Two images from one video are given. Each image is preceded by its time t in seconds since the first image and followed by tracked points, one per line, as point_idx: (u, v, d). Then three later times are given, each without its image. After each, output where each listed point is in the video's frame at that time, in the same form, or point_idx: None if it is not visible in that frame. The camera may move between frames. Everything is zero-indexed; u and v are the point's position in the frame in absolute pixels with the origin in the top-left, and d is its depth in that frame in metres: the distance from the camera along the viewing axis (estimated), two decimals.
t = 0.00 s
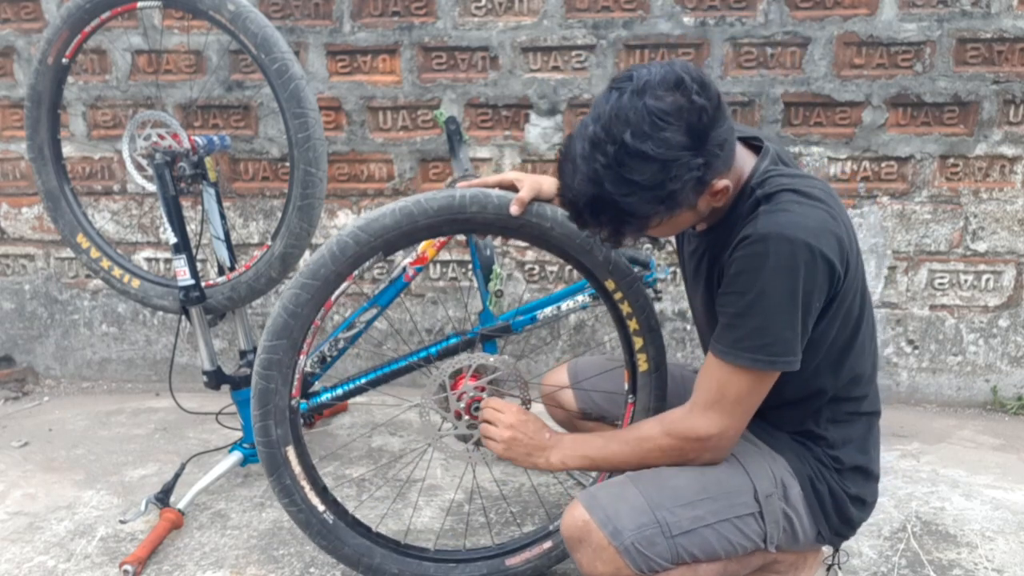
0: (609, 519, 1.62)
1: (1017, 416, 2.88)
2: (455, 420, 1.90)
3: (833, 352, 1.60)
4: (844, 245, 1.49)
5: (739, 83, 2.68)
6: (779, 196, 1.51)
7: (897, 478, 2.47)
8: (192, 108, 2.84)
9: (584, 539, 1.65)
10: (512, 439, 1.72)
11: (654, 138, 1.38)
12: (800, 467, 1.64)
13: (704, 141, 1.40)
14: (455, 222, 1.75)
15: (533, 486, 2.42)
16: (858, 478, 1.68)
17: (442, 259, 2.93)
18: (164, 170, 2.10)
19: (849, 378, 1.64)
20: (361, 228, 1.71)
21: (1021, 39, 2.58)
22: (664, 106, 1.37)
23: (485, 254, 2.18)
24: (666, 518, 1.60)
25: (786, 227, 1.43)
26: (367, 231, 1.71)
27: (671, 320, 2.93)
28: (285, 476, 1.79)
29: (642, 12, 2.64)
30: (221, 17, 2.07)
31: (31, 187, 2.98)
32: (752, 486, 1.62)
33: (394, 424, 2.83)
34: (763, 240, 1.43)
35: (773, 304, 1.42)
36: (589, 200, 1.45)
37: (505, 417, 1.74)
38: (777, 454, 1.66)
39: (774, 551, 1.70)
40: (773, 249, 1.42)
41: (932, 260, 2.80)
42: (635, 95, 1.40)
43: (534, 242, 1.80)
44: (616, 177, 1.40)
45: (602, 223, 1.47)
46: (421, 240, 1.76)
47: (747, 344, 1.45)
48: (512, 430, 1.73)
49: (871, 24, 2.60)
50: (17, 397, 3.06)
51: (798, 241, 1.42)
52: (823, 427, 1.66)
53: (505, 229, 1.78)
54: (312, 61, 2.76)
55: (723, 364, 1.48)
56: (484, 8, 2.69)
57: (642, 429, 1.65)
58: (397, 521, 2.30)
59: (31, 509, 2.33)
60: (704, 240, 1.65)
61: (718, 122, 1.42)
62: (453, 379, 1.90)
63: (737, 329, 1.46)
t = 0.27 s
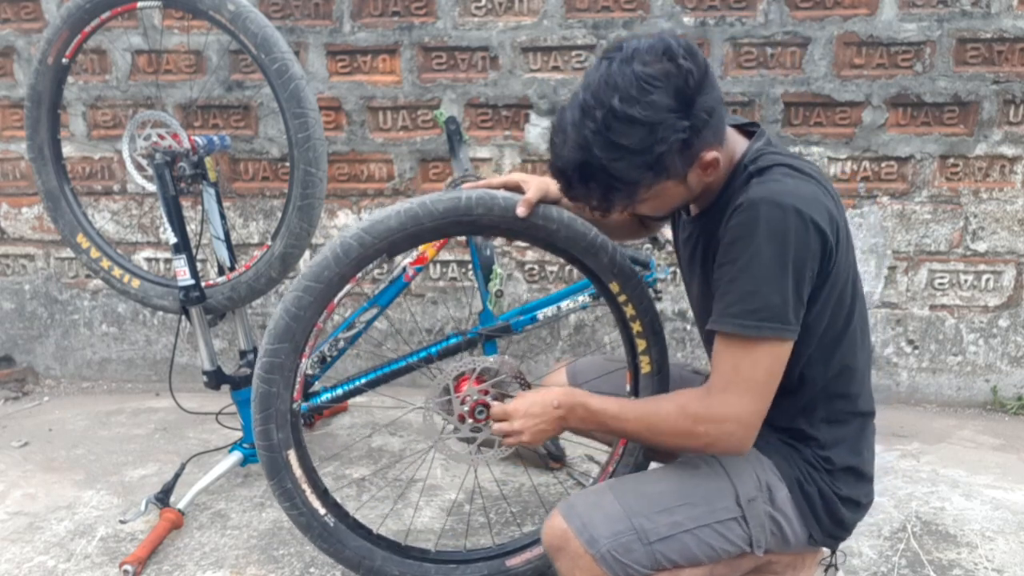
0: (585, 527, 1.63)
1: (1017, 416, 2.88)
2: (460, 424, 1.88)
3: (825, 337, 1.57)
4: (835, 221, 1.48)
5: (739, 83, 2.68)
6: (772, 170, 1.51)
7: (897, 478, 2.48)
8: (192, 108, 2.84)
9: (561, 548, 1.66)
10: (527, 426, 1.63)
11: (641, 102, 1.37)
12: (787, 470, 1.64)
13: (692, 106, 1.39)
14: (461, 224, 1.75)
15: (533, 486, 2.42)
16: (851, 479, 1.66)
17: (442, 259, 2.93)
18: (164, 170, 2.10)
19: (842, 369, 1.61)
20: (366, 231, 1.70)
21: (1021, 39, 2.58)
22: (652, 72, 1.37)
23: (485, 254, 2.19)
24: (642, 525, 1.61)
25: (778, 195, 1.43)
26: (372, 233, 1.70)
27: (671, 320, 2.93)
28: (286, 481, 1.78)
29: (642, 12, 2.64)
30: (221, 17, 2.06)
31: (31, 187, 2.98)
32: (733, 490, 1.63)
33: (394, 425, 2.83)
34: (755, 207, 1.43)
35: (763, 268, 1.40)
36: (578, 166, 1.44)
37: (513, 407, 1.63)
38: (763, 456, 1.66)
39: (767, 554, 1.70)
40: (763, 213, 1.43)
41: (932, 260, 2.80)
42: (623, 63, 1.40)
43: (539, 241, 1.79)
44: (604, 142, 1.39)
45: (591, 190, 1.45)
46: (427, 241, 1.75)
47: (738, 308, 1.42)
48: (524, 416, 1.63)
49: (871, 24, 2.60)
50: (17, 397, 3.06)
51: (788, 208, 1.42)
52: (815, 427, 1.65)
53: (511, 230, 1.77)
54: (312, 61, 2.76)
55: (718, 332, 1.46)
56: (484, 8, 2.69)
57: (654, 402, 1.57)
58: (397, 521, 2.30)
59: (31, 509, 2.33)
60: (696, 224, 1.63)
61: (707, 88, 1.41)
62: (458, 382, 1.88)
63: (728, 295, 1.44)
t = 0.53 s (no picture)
0: (539, 525, 1.64)
1: (1017, 416, 2.88)
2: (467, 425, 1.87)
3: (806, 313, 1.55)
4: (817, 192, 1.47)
5: (739, 83, 2.68)
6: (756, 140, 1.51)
7: (898, 478, 2.47)
8: (192, 108, 2.84)
9: (522, 546, 1.67)
10: (534, 423, 1.62)
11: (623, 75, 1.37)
12: (756, 462, 1.64)
13: (672, 76, 1.39)
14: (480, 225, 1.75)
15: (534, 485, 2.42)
16: (828, 471, 1.65)
17: (442, 259, 2.92)
18: (164, 170, 2.10)
19: (824, 349, 1.58)
20: (384, 227, 1.71)
21: (1021, 39, 2.58)
22: (631, 44, 1.37)
23: (485, 254, 2.19)
24: (594, 519, 1.62)
25: (760, 157, 1.44)
26: (391, 230, 1.70)
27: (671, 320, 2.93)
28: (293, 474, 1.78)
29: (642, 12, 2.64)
30: (221, 17, 2.07)
31: (31, 187, 2.98)
32: (693, 483, 1.65)
33: (394, 425, 2.83)
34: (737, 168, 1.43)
35: (743, 225, 1.39)
36: (564, 144, 1.44)
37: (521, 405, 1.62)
38: (733, 449, 1.67)
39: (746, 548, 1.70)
40: (744, 174, 1.42)
41: (932, 260, 2.80)
42: (602, 40, 1.40)
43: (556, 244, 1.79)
44: (589, 118, 1.39)
45: (579, 167, 1.45)
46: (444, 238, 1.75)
47: (719, 267, 1.40)
48: (529, 411, 1.62)
49: (871, 24, 2.60)
50: (17, 397, 3.06)
51: (769, 168, 1.42)
52: (793, 415, 1.63)
53: (529, 233, 1.78)
54: (312, 61, 2.76)
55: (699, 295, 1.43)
56: (484, 8, 2.69)
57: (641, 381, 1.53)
58: (397, 521, 2.30)
59: (31, 509, 2.33)
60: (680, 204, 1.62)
61: (686, 58, 1.40)
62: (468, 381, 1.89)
63: (709, 255, 1.42)
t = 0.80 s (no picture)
0: (552, 517, 1.65)
1: (1017, 416, 2.88)
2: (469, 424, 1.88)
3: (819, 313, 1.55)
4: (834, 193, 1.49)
5: (739, 83, 2.68)
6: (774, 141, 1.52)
7: (898, 478, 2.48)
8: (192, 108, 2.84)
9: (532, 538, 1.68)
10: (532, 422, 1.62)
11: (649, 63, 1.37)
12: (768, 463, 1.65)
13: (697, 63, 1.39)
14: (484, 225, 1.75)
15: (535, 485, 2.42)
16: (838, 473, 1.65)
17: (442, 259, 2.93)
18: (164, 170, 2.10)
19: (836, 348, 1.59)
20: (388, 224, 1.71)
21: (1021, 39, 2.58)
22: (656, 33, 1.38)
23: (484, 254, 2.18)
24: (607, 515, 1.63)
25: (777, 155, 1.45)
26: (393, 227, 1.70)
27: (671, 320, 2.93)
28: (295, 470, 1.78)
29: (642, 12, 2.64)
30: (221, 17, 2.06)
31: (31, 187, 2.98)
32: (706, 483, 1.65)
33: (394, 424, 2.83)
34: (754, 165, 1.45)
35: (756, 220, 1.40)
36: (587, 132, 1.43)
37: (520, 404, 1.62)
38: (745, 451, 1.67)
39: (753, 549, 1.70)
40: (762, 170, 1.43)
41: (932, 260, 2.80)
42: (627, 29, 1.40)
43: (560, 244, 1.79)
44: (614, 104, 1.39)
45: (602, 155, 1.44)
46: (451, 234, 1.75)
47: (734, 261, 1.41)
48: (526, 410, 1.61)
49: (871, 24, 2.60)
50: (17, 397, 3.06)
51: (786, 166, 1.43)
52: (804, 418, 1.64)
53: (534, 233, 1.78)
54: (312, 61, 2.76)
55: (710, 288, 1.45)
56: (484, 8, 2.69)
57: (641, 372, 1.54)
58: (397, 521, 2.30)
59: (31, 509, 2.33)
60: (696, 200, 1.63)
61: (710, 46, 1.41)
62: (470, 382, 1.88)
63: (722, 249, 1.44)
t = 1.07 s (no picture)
0: (586, 494, 1.66)
1: (1016, 416, 2.88)
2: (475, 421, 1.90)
3: (859, 342, 1.60)
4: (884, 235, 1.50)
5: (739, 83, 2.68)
6: (825, 175, 1.51)
7: (897, 478, 2.47)
8: (192, 108, 2.84)
9: (562, 514, 1.69)
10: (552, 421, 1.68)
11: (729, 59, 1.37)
12: (792, 462, 1.65)
13: (776, 66, 1.39)
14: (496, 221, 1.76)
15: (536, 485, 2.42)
16: (856, 476, 1.67)
17: (442, 259, 2.93)
18: (164, 170, 2.09)
19: (870, 368, 1.63)
20: (399, 219, 1.71)
21: (1021, 39, 2.58)
22: (740, 29, 1.37)
23: (485, 254, 2.19)
24: (641, 496, 1.64)
25: (833, 206, 1.44)
26: (408, 223, 1.71)
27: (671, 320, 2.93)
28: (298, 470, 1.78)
29: (643, 12, 2.64)
30: (221, 17, 2.06)
31: (31, 187, 2.98)
32: (735, 473, 1.65)
33: (394, 424, 2.83)
34: (809, 217, 1.44)
35: (810, 281, 1.43)
36: (654, 122, 1.42)
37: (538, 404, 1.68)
38: (770, 447, 1.67)
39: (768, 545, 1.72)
40: (817, 224, 1.44)
41: (932, 260, 2.80)
42: (708, 21, 1.39)
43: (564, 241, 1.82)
44: (689, 98, 1.37)
45: (667, 146, 1.43)
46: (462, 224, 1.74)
47: (784, 319, 1.46)
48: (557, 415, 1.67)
49: (871, 24, 2.60)
50: (16, 397, 3.06)
51: (842, 221, 1.43)
52: (826, 423, 1.66)
53: (541, 231, 1.79)
54: (312, 61, 2.76)
55: (763, 340, 1.49)
56: (484, 8, 2.69)
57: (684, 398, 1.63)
58: (398, 521, 2.30)
59: (31, 509, 2.33)
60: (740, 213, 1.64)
61: (790, 51, 1.41)
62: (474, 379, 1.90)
63: (776, 303, 1.47)
